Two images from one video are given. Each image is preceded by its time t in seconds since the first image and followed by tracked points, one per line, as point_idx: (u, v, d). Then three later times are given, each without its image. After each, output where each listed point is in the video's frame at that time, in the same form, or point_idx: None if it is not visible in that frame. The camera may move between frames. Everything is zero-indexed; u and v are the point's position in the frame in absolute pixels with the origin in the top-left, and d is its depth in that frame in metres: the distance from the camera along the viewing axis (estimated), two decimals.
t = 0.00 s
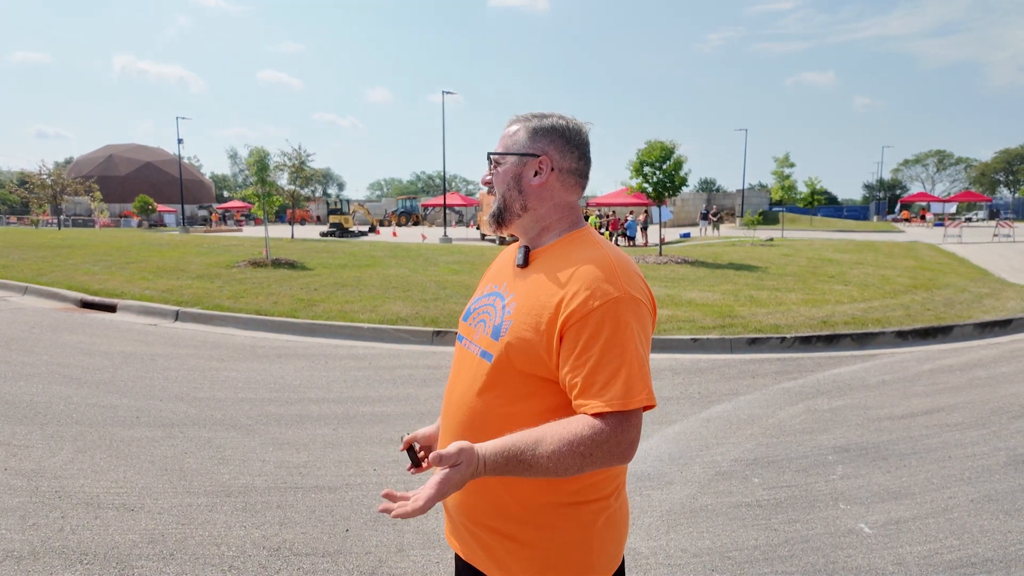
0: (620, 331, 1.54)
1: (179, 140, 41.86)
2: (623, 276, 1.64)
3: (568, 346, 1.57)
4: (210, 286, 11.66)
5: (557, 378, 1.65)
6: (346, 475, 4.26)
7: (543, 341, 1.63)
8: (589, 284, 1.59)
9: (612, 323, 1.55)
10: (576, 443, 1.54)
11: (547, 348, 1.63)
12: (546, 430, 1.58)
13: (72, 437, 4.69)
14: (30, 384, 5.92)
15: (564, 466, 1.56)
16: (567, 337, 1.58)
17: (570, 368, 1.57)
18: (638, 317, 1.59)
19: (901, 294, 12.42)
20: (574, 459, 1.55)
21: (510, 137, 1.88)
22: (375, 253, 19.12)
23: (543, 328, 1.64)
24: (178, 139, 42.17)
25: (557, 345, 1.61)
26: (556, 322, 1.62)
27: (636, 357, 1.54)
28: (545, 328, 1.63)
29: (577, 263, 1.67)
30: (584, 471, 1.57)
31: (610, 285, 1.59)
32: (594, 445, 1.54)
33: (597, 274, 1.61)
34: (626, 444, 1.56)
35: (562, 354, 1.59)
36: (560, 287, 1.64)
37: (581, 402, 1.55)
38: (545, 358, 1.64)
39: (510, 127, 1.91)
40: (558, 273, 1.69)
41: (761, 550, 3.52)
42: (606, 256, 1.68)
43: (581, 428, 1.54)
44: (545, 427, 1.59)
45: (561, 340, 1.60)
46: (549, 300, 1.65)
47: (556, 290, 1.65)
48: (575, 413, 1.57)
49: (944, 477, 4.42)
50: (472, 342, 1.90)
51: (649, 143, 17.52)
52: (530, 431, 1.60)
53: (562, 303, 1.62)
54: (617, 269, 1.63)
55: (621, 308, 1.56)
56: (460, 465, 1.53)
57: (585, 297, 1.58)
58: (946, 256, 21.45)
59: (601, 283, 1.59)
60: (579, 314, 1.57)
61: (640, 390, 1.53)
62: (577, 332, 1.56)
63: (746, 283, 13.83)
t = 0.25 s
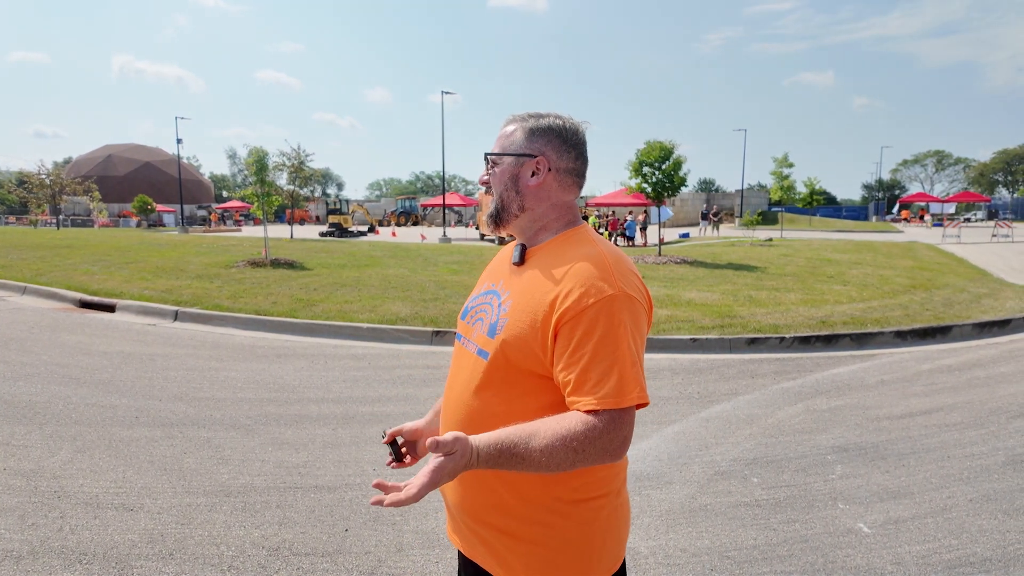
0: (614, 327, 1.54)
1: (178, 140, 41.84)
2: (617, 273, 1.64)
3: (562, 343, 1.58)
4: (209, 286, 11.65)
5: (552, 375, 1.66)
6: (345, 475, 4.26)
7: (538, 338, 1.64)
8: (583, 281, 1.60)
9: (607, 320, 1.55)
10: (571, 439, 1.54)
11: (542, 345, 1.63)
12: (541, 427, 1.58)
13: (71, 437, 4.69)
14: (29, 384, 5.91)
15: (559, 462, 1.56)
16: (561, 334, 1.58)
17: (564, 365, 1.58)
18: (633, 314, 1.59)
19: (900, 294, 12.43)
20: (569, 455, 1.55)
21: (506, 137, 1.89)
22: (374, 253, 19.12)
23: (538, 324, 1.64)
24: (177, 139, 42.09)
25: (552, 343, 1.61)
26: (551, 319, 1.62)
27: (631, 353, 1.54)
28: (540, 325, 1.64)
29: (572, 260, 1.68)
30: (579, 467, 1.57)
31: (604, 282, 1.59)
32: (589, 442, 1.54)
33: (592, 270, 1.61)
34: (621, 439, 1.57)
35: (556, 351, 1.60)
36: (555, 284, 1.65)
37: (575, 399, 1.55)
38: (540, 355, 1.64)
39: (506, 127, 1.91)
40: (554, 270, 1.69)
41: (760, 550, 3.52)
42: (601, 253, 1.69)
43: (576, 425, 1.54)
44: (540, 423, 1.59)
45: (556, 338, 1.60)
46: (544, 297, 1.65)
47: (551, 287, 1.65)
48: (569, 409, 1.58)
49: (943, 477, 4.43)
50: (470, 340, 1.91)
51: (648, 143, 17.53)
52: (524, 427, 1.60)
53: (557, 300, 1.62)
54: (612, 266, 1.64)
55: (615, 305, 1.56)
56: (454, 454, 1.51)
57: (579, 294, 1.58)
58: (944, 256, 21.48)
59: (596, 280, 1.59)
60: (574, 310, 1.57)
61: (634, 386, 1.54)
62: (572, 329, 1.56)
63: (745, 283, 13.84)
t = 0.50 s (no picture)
0: (609, 322, 1.54)
1: (178, 140, 41.82)
2: (613, 269, 1.64)
3: (557, 338, 1.58)
4: (208, 285, 11.65)
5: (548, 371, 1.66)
6: (345, 475, 4.26)
7: (534, 334, 1.64)
8: (579, 277, 1.60)
9: (601, 315, 1.55)
10: (565, 434, 1.54)
11: (538, 340, 1.63)
12: (535, 422, 1.58)
13: (71, 437, 4.69)
14: (28, 384, 5.91)
15: (551, 456, 1.56)
16: (556, 330, 1.58)
17: (559, 360, 1.58)
18: (629, 310, 1.59)
19: (899, 294, 12.44)
20: (563, 449, 1.55)
21: (505, 138, 1.89)
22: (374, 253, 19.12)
23: (535, 320, 1.64)
24: (177, 138, 42.05)
25: (547, 338, 1.61)
26: (546, 314, 1.63)
27: (625, 349, 1.54)
28: (537, 320, 1.64)
29: (568, 257, 1.68)
30: (572, 462, 1.57)
31: (600, 278, 1.59)
32: (582, 436, 1.54)
33: (587, 266, 1.61)
34: (615, 434, 1.57)
35: (551, 347, 1.60)
36: (551, 279, 1.65)
37: (568, 394, 1.56)
38: (536, 351, 1.65)
39: (506, 128, 1.91)
40: (550, 266, 1.69)
41: (760, 550, 3.52)
42: (597, 249, 1.69)
43: (571, 420, 1.54)
44: (534, 418, 1.59)
45: (550, 333, 1.61)
46: (540, 293, 1.65)
47: (547, 282, 1.65)
48: (562, 403, 1.58)
49: (942, 477, 4.43)
50: (468, 338, 1.91)
51: (647, 143, 17.54)
52: (519, 421, 1.60)
53: (553, 296, 1.62)
54: (608, 263, 1.64)
55: (611, 300, 1.56)
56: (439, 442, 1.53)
57: (575, 289, 1.58)
58: (943, 256, 21.50)
59: (591, 275, 1.59)
60: (569, 306, 1.57)
61: (627, 380, 1.54)
62: (567, 324, 1.56)
63: (745, 283, 13.84)
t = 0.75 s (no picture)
0: (601, 319, 1.55)
1: (177, 140, 41.79)
2: (611, 267, 1.64)
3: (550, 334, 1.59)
4: (207, 286, 11.64)
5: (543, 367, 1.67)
6: (345, 475, 4.26)
7: (532, 330, 1.65)
8: (573, 272, 1.61)
9: (594, 310, 1.55)
10: (547, 423, 1.56)
11: (534, 336, 1.65)
12: (520, 411, 1.60)
13: (70, 437, 4.69)
14: (27, 384, 5.90)
15: (527, 444, 1.60)
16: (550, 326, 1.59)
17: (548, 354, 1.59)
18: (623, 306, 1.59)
19: (898, 294, 12.45)
20: (523, 430, 1.59)
21: (506, 139, 1.89)
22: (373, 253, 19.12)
23: (531, 316, 1.65)
24: (176, 139, 42.03)
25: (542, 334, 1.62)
26: (542, 311, 1.63)
27: (615, 344, 1.55)
28: (533, 315, 1.65)
29: (564, 254, 1.69)
30: (548, 451, 1.59)
31: (596, 276, 1.59)
32: (557, 425, 1.56)
33: (582, 263, 1.62)
34: (573, 430, 1.57)
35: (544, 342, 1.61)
36: (547, 276, 1.66)
37: (543, 382, 1.57)
38: (532, 347, 1.66)
39: (506, 129, 1.91)
40: (547, 263, 1.70)
41: (760, 549, 3.53)
42: (594, 248, 1.69)
43: (559, 413, 1.56)
44: (516, 405, 1.61)
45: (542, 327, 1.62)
46: (536, 290, 1.66)
47: (542, 280, 1.67)
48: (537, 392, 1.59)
49: (941, 477, 4.44)
50: (469, 336, 1.91)
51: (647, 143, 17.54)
52: (507, 410, 1.62)
53: (548, 293, 1.63)
54: (603, 261, 1.64)
55: (604, 297, 1.56)
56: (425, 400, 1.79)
57: (570, 286, 1.59)
58: (943, 256, 21.51)
59: (585, 273, 1.60)
60: (564, 302, 1.58)
61: (605, 372, 1.54)
62: (560, 318, 1.57)
63: (744, 283, 13.85)
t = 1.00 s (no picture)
0: (598, 321, 1.55)
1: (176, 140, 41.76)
2: (608, 269, 1.63)
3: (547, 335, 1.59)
4: (207, 286, 11.64)
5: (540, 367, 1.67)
6: (345, 475, 4.26)
7: (529, 331, 1.65)
8: (570, 273, 1.61)
9: (590, 312, 1.55)
10: (544, 424, 1.56)
11: (531, 337, 1.65)
12: (517, 412, 1.60)
13: (70, 437, 4.69)
14: (26, 384, 5.90)
15: (525, 443, 1.60)
16: (547, 327, 1.59)
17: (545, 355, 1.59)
18: (620, 308, 1.59)
19: (897, 294, 12.46)
20: (521, 431, 1.59)
21: (501, 140, 1.88)
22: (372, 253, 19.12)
23: (529, 318, 1.65)
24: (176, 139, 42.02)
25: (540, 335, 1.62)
26: (540, 312, 1.63)
27: (611, 346, 1.55)
28: (530, 317, 1.65)
29: (562, 257, 1.69)
30: (547, 452, 1.59)
31: (593, 278, 1.59)
32: (554, 426, 1.56)
33: (580, 265, 1.62)
34: (570, 431, 1.57)
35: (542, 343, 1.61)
36: (545, 278, 1.66)
37: (541, 383, 1.57)
38: (530, 348, 1.66)
39: (502, 131, 1.91)
40: (545, 265, 1.70)
41: (759, 549, 3.53)
42: (592, 250, 1.69)
43: (556, 414, 1.56)
44: (514, 406, 1.61)
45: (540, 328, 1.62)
46: (534, 292, 1.66)
47: (540, 282, 1.67)
48: (534, 393, 1.59)
49: (941, 477, 4.44)
50: (468, 338, 1.91)
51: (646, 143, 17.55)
52: (505, 411, 1.62)
53: (546, 295, 1.63)
54: (601, 263, 1.64)
55: (601, 299, 1.56)
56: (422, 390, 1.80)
57: (567, 287, 1.59)
58: (942, 256, 21.53)
59: (582, 274, 1.60)
60: (561, 304, 1.58)
61: (602, 374, 1.55)
62: (557, 320, 1.57)
63: (743, 283, 13.85)
